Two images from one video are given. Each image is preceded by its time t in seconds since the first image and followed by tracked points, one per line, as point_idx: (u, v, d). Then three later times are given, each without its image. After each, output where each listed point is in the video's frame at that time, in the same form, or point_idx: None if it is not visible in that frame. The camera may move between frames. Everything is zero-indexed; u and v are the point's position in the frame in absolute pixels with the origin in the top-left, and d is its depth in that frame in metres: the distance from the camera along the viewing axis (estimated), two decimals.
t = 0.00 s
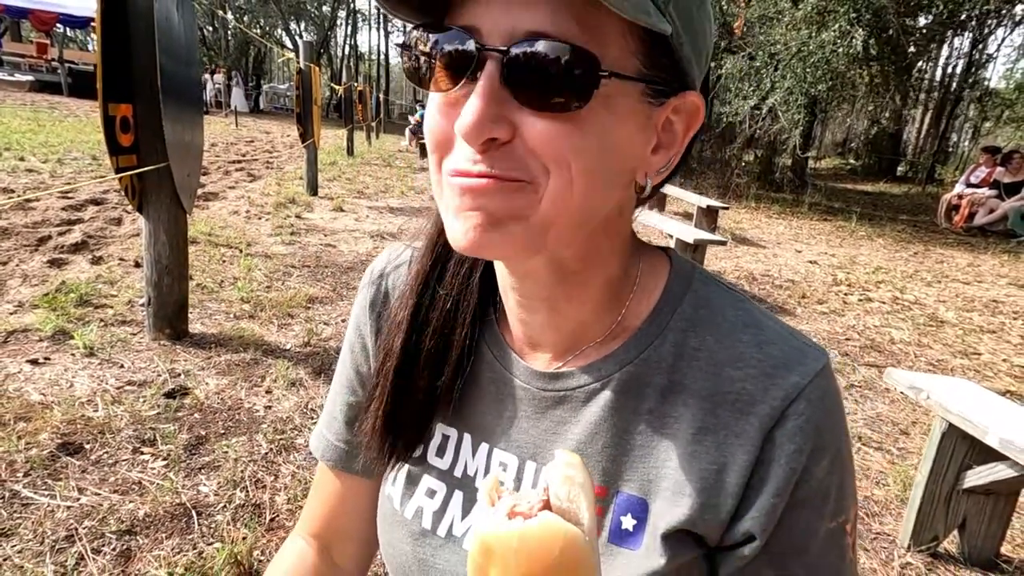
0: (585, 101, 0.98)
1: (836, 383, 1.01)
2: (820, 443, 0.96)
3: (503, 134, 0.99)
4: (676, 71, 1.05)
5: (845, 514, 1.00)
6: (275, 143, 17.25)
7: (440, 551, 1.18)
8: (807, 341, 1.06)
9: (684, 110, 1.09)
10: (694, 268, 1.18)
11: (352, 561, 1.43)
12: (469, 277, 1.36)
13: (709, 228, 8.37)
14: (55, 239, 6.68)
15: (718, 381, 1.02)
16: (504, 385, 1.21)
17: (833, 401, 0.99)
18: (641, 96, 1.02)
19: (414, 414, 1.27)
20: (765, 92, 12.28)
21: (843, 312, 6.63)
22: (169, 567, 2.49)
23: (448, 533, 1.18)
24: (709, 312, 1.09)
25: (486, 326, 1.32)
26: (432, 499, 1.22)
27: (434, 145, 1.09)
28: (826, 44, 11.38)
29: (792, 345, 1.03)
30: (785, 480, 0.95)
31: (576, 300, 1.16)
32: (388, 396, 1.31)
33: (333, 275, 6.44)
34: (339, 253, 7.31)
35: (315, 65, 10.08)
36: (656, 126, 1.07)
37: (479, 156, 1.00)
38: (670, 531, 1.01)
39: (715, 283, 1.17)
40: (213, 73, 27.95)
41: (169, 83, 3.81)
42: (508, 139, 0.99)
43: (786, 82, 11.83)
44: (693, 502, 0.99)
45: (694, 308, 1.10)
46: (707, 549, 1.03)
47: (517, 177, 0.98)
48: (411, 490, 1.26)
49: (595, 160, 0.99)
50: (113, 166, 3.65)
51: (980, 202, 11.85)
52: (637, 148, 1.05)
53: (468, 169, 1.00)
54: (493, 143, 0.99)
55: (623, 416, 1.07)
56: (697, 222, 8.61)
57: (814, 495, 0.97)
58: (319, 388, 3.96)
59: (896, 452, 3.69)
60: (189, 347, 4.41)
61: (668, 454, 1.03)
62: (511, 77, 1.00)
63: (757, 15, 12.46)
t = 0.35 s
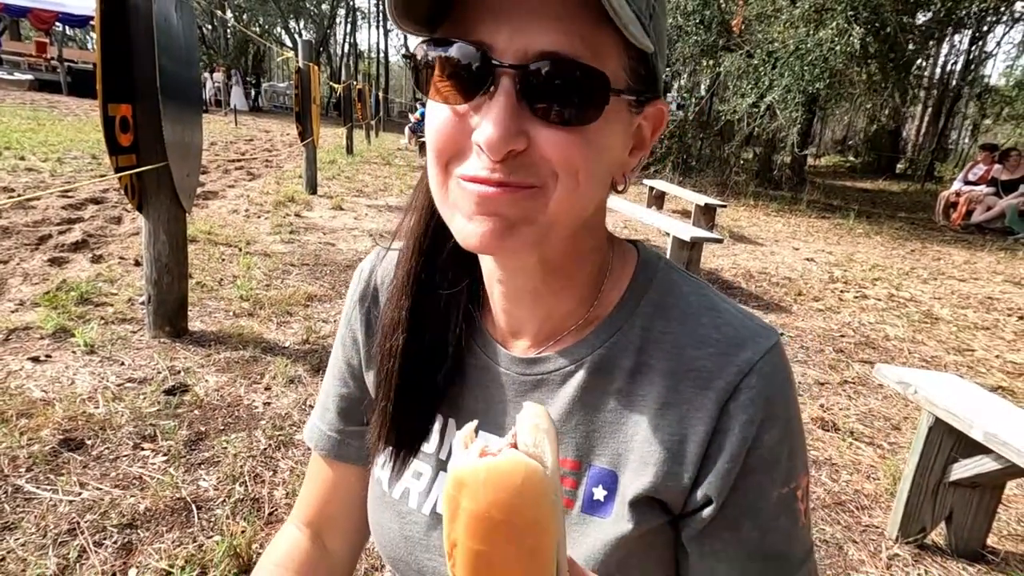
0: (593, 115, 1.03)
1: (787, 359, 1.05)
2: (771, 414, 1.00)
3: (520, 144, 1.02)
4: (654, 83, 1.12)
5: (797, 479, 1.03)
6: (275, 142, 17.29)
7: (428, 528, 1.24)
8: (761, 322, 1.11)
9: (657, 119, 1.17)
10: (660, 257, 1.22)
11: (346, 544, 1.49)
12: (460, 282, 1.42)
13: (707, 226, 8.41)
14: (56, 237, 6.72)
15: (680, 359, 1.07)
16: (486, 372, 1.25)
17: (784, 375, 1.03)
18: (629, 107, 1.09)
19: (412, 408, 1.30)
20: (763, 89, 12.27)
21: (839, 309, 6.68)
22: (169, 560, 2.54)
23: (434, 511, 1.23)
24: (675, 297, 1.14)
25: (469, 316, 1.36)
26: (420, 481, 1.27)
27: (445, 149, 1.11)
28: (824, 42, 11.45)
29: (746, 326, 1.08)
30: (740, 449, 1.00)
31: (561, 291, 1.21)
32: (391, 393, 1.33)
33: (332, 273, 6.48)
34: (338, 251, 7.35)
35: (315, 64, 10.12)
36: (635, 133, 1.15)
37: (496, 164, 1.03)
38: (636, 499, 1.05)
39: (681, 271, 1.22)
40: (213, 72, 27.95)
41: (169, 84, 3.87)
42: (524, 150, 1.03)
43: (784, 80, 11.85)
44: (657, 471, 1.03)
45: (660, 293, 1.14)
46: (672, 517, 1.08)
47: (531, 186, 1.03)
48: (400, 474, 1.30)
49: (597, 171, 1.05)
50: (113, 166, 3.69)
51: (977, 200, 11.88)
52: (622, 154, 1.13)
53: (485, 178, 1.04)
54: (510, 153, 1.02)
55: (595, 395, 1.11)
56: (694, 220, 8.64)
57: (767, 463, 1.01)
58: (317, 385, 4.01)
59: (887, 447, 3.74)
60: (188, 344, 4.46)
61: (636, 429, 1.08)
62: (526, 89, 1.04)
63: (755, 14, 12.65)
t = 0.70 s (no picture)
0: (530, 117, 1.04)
1: (771, 346, 1.08)
2: (755, 397, 1.03)
3: (461, 149, 1.06)
4: (616, 81, 1.08)
5: (781, 460, 1.06)
6: (274, 140, 17.29)
7: (426, 513, 1.24)
8: (745, 312, 1.13)
9: (629, 117, 1.13)
10: (650, 252, 1.23)
11: (347, 535, 1.50)
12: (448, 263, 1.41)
13: (706, 224, 8.42)
14: (56, 236, 6.73)
15: (669, 347, 1.09)
16: (480, 359, 1.27)
17: (769, 361, 1.06)
18: (581, 107, 1.07)
19: (395, 380, 1.32)
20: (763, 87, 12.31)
21: (837, 306, 6.69)
22: (170, 556, 2.57)
23: (432, 496, 1.24)
24: (663, 289, 1.16)
25: (467, 307, 1.38)
26: (419, 467, 1.28)
27: (410, 156, 1.17)
28: (824, 40, 11.49)
29: (731, 314, 1.10)
30: (727, 431, 1.02)
31: (536, 288, 1.23)
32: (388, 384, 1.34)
33: (332, 271, 6.49)
34: (337, 250, 7.37)
35: (314, 62, 10.12)
36: (603, 133, 1.12)
37: (439, 168, 1.07)
38: (626, 480, 1.07)
39: (670, 265, 1.23)
40: (212, 71, 27.93)
41: (169, 82, 3.88)
42: (462, 154, 1.06)
43: (783, 78, 11.85)
44: (647, 452, 1.06)
45: (649, 285, 1.16)
46: (661, 499, 1.10)
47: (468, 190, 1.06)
48: (400, 461, 1.31)
49: (539, 173, 1.06)
50: (113, 165, 3.72)
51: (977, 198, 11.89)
52: (582, 153, 1.11)
53: (430, 183, 1.08)
54: (450, 158, 1.06)
55: (587, 381, 1.13)
56: (694, 218, 8.65)
57: (752, 444, 1.03)
58: (317, 383, 4.03)
59: (883, 443, 3.76)
60: (189, 343, 4.48)
61: (626, 414, 1.09)
62: (465, 96, 1.07)
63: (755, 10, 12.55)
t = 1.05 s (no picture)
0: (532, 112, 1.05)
1: (757, 334, 1.10)
2: (741, 382, 1.05)
3: (466, 141, 1.07)
4: (613, 82, 1.10)
5: (767, 445, 1.08)
6: (274, 139, 17.30)
7: (417, 502, 1.26)
8: (729, 301, 1.15)
9: (622, 118, 1.15)
10: (638, 247, 1.25)
11: (343, 529, 1.51)
12: (444, 262, 1.42)
13: (705, 222, 8.42)
14: (56, 236, 6.75)
15: (658, 335, 1.11)
16: (471, 352, 1.29)
17: (755, 348, 1.08)
18: (580, 104, 1.08)
19: (393, 378, 1.34)
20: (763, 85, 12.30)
21: (836, 304, 6.70)
22: (171, 553, 2.58)
23: (424, 487, 1.25)
24: (651, 280, 1.18)
25: (459, 302, 1.39)
26: (411, 458, 1.29)
27: (411, 149, 1.17)
28: (823, 38, 11.50)
29: (718, 304, 1.12)
30: (715, 416, 1.04)
31: (531, 280, 1.24)
32: (382, 378, 1.35)
33: (331, 270, 6.51)
34: (337, 248, 7.38)
35: (313, 61, 10.11)
36: (599, 131, 1.14)
37: (444, 160, 1.08)
38: (617, 465, 1.08)
39: (658, 258, 1.25)
40: (212, 70, 27.93)
41: (168, 82, 3.89)
42: (469, 146, 1.07)
43: (782, 76, 11.85)
44: (636, 438, 1.07)
45: (638, 276, 1.19)
46: (650, 485, 1.11)
47: (472, 182, 1.07)
48: (394, 452, 1.32)
49: (543, 164, 1.07)
50: (113, 164, 3.73)
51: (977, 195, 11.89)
52: (579, 149, 1.12)
53: (433, 175, 1.09)
54: (455, 150, 1.07)
55: (578, 369, 1.14)
56: (693, 216, 8.66)
57: (739, 429, 1.05)
58: (317, 381, 4.05)
59: (880, 440, 3.78)
60: (189, 341, 4.49)
61: (617, 401, 1.11)
62: (469, 90, 1.07)
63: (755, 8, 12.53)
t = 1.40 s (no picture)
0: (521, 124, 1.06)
1: (749, 341, 1.11)
2: (734, 390, 1.06)
3: (454, 148, 1.09)
4: (610, 94, 1.10)
5: (758, 451, 1.09)
6: (273, 137, 17.30)
7: (413, 505, 1.27)
8: (723, 308, 1.16)
9: (619, 130, 1.15)
10: (635, 253, 1.26)
11: (339, 529, 1.52)
12: (439, 261, 1.42)
13: (705, 220, 8.43)
14: (56, 235, 6.76)
15: (652, 342, 1.12)
16: (465, 354, 1.30)
17: (747, 356, 1.09)
18: (574, 118, 1.09)
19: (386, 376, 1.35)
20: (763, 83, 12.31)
21: (835, 302, 6.71)
22: (172, 552, 2.60)
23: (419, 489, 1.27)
24: (646, 287, 1.19)
25: (454, 304, 1.39)
26: (406, 460, 1.30)
27: (407, 151, 1.20)
28: (823, 35, 11.57)
29: (712, 312, 1.13)
30: (707, 423, 1.05)
31: (525, 284, 1.26)
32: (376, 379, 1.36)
33: (332, 268, 6.52)
34: (337, 247, 7.39)
35: (313, 59, 10.10)
36: (594, 142, 1.14)
37: (433, 167, 1.11)
38: (610, 471, 1.10)
39: (654, 265, 1.25)
40: (212, 68, 27.92)
41: (168, 82, 3.89)
42: (457, 153, 1.09)
43: (782, 73, 11.90)
44: (630, 444, 1.08)
45: (633, 282, 1.20)
46: (643, 490, 1.12)
47: (460, 187, 1.10)
48: (389, 453, 1.33)
49: (530, 176, 1.08)
50: (111, 164, 3.76)
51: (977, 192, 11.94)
52: (571, 161, 1.12)
53: (424, 179, 1.12)
54: (444, 157, 1.10)
55: (572, 374, 1.16)
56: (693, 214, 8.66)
57: (731, 435, 1.06)
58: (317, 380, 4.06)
59: (879, 438, 3.79)
60: (189, 340, 4.51)
61: (610, 408, 1.12)
62: (460, 97, 1.09)
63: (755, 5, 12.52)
